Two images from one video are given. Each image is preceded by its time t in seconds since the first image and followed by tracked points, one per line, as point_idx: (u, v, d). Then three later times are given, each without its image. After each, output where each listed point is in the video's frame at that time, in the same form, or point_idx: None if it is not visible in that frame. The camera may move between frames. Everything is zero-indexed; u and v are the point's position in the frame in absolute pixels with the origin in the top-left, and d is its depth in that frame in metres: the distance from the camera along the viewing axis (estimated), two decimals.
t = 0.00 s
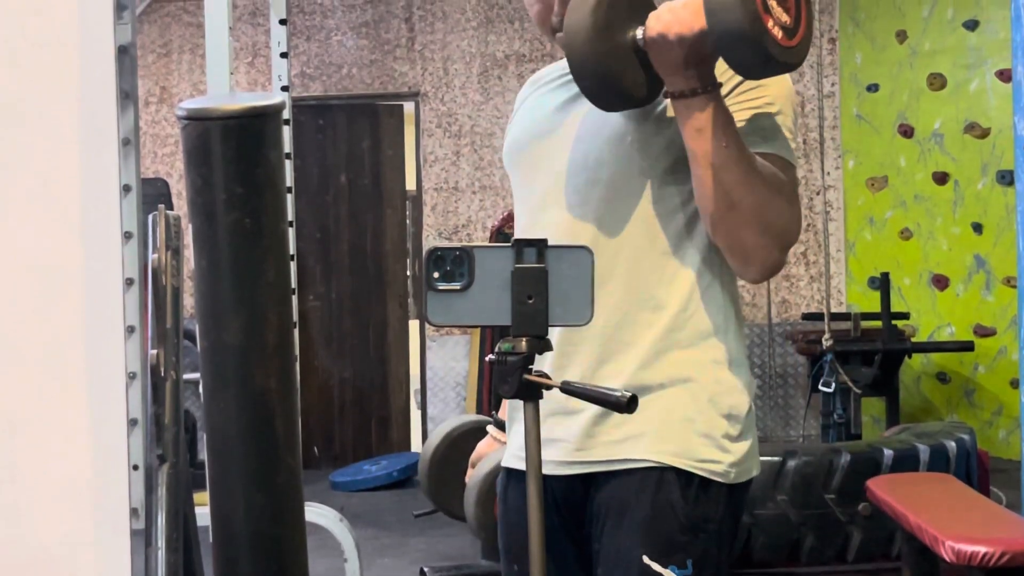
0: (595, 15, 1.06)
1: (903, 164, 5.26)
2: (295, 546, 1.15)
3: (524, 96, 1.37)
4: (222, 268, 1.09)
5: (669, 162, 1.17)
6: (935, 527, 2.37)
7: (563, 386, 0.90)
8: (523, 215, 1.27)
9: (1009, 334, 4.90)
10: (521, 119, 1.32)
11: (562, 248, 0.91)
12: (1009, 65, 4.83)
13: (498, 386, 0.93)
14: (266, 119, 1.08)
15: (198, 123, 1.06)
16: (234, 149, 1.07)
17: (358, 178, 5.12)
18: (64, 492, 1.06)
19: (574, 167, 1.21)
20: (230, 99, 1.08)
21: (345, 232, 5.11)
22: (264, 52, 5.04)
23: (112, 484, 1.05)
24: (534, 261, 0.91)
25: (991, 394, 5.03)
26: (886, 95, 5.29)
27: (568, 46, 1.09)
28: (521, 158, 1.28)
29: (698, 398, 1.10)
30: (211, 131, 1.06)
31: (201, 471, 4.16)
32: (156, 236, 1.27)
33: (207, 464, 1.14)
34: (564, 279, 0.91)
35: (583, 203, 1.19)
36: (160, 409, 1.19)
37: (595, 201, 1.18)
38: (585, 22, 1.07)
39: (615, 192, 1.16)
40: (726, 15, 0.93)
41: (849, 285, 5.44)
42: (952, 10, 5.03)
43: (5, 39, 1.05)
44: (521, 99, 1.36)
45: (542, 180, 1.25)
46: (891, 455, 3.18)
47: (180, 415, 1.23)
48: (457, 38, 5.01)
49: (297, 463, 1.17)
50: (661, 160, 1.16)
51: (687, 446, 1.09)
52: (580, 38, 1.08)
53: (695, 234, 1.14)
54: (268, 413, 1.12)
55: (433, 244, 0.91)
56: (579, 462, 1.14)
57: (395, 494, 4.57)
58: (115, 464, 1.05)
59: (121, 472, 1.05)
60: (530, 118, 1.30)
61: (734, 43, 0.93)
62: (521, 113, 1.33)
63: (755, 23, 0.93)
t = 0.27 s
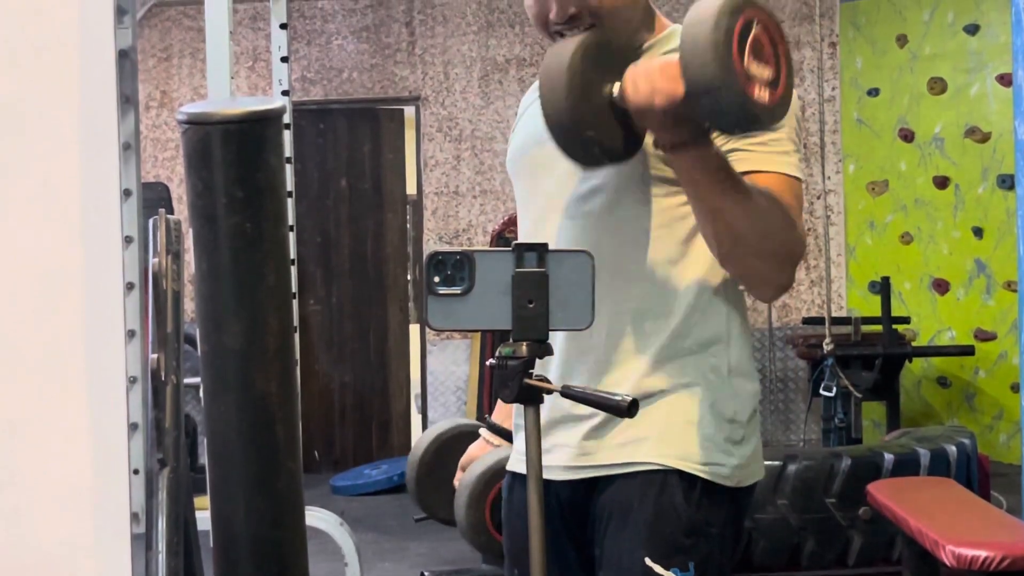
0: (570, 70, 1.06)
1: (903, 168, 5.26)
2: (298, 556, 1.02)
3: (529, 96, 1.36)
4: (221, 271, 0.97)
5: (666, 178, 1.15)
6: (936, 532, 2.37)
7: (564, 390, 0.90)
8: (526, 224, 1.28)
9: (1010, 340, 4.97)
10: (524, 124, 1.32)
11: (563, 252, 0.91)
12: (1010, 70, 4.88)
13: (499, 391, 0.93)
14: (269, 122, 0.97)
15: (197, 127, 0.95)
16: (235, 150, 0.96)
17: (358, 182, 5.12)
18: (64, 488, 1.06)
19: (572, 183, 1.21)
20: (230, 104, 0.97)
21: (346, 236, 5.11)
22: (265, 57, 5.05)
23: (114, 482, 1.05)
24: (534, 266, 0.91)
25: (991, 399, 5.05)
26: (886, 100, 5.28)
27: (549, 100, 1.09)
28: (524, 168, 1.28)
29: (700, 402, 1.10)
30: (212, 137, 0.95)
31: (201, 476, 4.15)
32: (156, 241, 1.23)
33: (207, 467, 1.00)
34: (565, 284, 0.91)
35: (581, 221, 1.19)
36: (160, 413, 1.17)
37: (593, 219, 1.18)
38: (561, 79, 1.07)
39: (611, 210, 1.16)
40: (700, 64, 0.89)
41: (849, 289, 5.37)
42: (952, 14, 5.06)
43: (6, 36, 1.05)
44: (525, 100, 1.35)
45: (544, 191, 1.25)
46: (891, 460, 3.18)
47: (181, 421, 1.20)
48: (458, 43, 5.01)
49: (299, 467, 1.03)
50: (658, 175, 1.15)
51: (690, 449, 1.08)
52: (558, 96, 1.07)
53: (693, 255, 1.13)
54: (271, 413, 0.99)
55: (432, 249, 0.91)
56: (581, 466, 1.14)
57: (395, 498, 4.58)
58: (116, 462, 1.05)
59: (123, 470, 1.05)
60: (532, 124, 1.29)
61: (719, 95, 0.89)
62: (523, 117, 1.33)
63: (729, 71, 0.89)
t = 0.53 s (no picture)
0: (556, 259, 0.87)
1: (903, 172, 5.26)
2: (297, 557, 1.01)
3: (518, 101, 1.36)
4: (221, 275, 0.96)
5: (651, 184, 1.15)
6: (935, 535, 2.37)
7: (563, 394, 0.90)
8: (517, 230, 1.28)
9: (1010, 342, 4.97)
10: (511, 130, 1.31)
11: (562, 255, 0.90)
12: (1010, 73, 4.89)
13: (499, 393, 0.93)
14: (269, 126, 0.96)
15: (197, 132, 0.95)
16: (235, 154, 0.95)
17: (358, 185, 5.12)
18: (59, 480, 1.15)
19: (558, 191, 1.21)
20: (230, 107, 0.96)
21: (346, 239, 5.10)
22: (264, 60, 5.05)
23: (107, 474, 1.14)
24: (534, 269, 0.90)
25: (991, 402, 5.05)
26: (886, 103, 5.29)
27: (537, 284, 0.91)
28: (511, 174, 1.28)
29: (695, 406, 1.10)
30: (211, 140, 0.94)
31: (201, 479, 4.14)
32: (156, 243, 1.19)
33: (207, 469, 1.00)
34: (565, 287, 0.90)
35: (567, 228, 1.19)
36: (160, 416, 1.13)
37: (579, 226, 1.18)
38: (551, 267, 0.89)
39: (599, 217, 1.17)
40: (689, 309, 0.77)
41: (848, 292, 5.39)
42: (952, 18, 5.06)
43: (6, 38, 1.15)
44: (515, 104, 1.35)
45: (530, 198, 1.25)
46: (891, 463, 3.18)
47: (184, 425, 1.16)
48: (458, 46, 5.01)
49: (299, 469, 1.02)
50: (642, 181, 1.15)
51: (684, 452, 1.09)
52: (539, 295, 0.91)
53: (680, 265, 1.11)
54: (271, 418, 0.99)
55: (433, 252, 0.91)
56: (577, 467, 1.15)
57: (395, 501, 4.58)
58: (109, 452, 1.15)
59: (117, 462, 1.14)
60: (518, 131, 1.29)
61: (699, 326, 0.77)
62: (511, 123, 1.33)
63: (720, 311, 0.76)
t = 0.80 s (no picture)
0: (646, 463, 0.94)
1: (903, 172, 5.26)
2: (297, 556, 1.01)
3: (486, 108, 1.32)
4: (221, 275, 0.96)
5: (622, 199, 1.11)
6: (935, 535, 2.37)
7: (564, 394, 0.90)
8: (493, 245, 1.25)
9: (1010, 342, 4.96)
10: (479, 141, 1.27)
11: (562, 256, 0.91)
12: (1011, 73, 4.88)
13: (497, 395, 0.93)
14: (268, 126, 0.96)
15: (197, 132, 0.94)
16: (234, 155, 0.94)
17: (358, 185, 5.11)
18: (59, 479, 1.15)
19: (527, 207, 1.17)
20: (231, 107, 0.95)
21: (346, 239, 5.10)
22: (265, 60, 5.05)
23: (108, 474, 1.14)
24: (534, 269, 0.90)
25: (991, 402, 5.05)
26: (886, 103, 5.29)
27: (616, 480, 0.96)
28: (483, 189, 1.24)
29: (688, 412, 1.09)
30: (211, 140, 0.94)
31: (201, 479, 4.13)
32: (157, 244, 1.21)
33: (206, 470, 0.99)
34: (565, 288, 0.91)
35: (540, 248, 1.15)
36: (159, 416, 1.15)
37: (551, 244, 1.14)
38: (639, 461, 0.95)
39: (571, 234, 1.13)
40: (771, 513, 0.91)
41: (849, 293, 5.41)
42: (952, 18, 5.06)
43: (6, 38, 1.15)
44: (483, 111, 1.31)
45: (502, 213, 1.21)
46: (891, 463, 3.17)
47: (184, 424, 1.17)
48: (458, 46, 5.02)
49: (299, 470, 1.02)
50: (610, 195, 1.11)
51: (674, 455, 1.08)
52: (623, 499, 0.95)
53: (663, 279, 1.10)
54: (271, 418, 0.98)
55: (433, 252, 0.91)
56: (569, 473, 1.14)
57: (395, 502, 4.59)
58: (110, 453, 1.15)
59: (117, 464, 1.14)
60: (485, 143, 1.25)
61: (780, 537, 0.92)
62: (480, 133, 1.28)
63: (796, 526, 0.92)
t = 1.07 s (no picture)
0: (720, 529, 1.04)
1: (903, 172, 5.26)
2: (297, 557, 0.99)
3: (452, 120, 1.31)
4: (221, 274, 0.94)
5: (597, 204, 1.12)
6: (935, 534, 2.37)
7: (563, 393, 0.89)
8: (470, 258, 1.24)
9: (1010, 343, 4.96)
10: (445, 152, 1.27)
11: (562, 256, 0.91)
12: (1010, 73, 4.88)
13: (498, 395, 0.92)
14: (269, 126, 0.95)
15: (198, 132, 0.93)
16: (235, 154, 0.93)
17: (358, 186, 5.12)
18: (58, 479, 1.14)
19: (499, 218, 1.16)
20: (230, 108, 0.95)
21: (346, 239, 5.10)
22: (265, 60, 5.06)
23: (106, 473, 1.14)
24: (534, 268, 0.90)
25: (991, 403, 5.05)
26: (886, 103, 5.29)
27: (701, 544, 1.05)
28: (456, 202, 1.24)
29: (678, 411, 1.10)
30: (212, 140, 0.93)
31: (201, 479, 4.14)
32: (156, 243, 1.19)
33: (206, 469, 0.98)
34: (564, 288, 0.91)
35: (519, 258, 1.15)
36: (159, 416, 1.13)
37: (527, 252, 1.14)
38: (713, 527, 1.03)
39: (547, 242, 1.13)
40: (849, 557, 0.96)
41: (849, 293, 5.41)
42: (952, 18, 5.06)
43: (4, 38, 1.15)
44: (449, 123, 1.31)
45: (476, 225, 1.21)
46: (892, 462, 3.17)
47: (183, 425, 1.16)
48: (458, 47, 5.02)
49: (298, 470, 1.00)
50: (583, 201, 1.11)
51: (668, 457, 1.09)
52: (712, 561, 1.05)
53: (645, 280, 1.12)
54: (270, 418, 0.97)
55: (433, 252, 0.91)
56: (564, 478, 1.14)
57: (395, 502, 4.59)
58: (110, 453, 1.15)
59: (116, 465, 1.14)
60: (454, 157, 1.25)
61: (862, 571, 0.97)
62: (448, 145, 1.28)
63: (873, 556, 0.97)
